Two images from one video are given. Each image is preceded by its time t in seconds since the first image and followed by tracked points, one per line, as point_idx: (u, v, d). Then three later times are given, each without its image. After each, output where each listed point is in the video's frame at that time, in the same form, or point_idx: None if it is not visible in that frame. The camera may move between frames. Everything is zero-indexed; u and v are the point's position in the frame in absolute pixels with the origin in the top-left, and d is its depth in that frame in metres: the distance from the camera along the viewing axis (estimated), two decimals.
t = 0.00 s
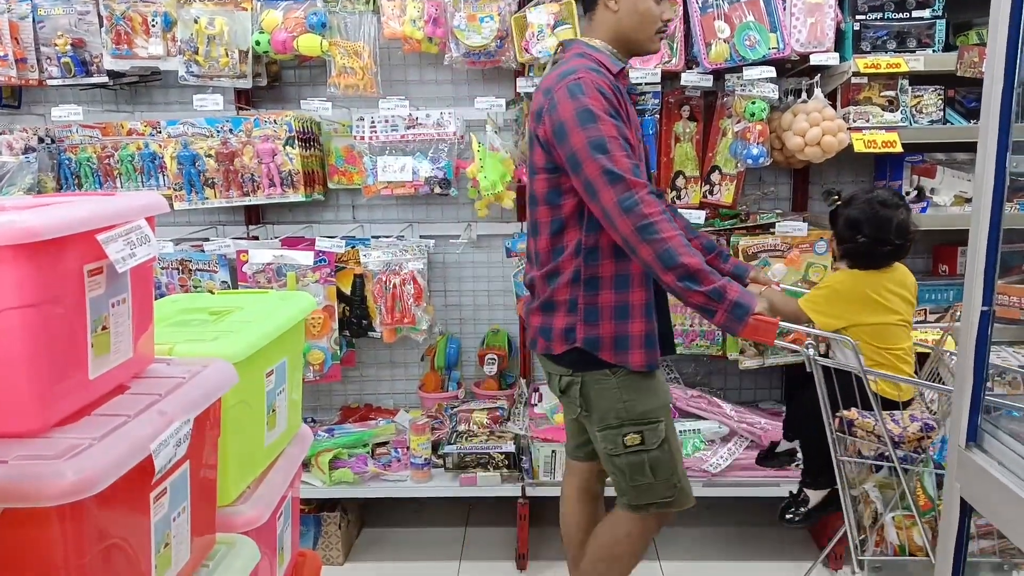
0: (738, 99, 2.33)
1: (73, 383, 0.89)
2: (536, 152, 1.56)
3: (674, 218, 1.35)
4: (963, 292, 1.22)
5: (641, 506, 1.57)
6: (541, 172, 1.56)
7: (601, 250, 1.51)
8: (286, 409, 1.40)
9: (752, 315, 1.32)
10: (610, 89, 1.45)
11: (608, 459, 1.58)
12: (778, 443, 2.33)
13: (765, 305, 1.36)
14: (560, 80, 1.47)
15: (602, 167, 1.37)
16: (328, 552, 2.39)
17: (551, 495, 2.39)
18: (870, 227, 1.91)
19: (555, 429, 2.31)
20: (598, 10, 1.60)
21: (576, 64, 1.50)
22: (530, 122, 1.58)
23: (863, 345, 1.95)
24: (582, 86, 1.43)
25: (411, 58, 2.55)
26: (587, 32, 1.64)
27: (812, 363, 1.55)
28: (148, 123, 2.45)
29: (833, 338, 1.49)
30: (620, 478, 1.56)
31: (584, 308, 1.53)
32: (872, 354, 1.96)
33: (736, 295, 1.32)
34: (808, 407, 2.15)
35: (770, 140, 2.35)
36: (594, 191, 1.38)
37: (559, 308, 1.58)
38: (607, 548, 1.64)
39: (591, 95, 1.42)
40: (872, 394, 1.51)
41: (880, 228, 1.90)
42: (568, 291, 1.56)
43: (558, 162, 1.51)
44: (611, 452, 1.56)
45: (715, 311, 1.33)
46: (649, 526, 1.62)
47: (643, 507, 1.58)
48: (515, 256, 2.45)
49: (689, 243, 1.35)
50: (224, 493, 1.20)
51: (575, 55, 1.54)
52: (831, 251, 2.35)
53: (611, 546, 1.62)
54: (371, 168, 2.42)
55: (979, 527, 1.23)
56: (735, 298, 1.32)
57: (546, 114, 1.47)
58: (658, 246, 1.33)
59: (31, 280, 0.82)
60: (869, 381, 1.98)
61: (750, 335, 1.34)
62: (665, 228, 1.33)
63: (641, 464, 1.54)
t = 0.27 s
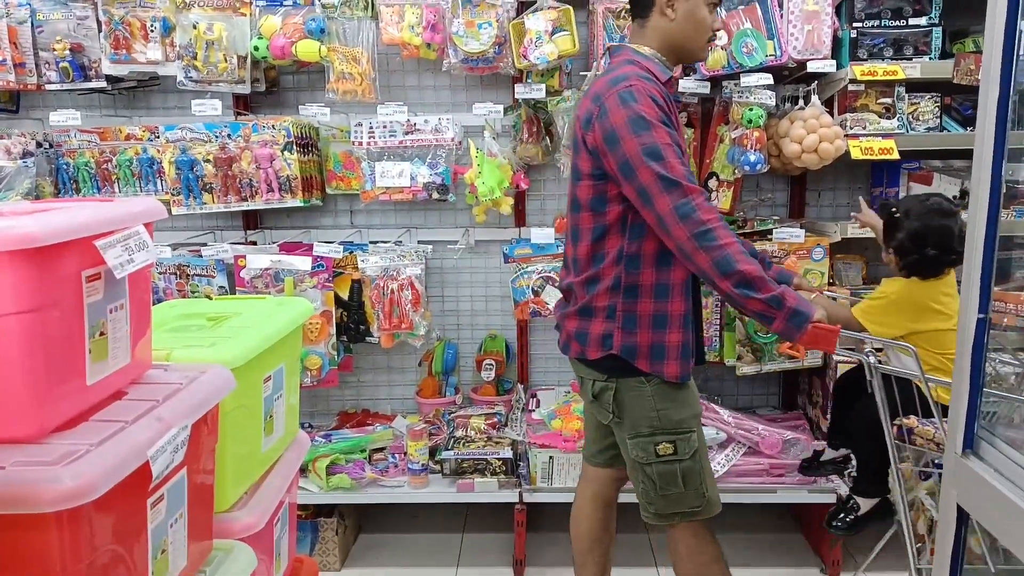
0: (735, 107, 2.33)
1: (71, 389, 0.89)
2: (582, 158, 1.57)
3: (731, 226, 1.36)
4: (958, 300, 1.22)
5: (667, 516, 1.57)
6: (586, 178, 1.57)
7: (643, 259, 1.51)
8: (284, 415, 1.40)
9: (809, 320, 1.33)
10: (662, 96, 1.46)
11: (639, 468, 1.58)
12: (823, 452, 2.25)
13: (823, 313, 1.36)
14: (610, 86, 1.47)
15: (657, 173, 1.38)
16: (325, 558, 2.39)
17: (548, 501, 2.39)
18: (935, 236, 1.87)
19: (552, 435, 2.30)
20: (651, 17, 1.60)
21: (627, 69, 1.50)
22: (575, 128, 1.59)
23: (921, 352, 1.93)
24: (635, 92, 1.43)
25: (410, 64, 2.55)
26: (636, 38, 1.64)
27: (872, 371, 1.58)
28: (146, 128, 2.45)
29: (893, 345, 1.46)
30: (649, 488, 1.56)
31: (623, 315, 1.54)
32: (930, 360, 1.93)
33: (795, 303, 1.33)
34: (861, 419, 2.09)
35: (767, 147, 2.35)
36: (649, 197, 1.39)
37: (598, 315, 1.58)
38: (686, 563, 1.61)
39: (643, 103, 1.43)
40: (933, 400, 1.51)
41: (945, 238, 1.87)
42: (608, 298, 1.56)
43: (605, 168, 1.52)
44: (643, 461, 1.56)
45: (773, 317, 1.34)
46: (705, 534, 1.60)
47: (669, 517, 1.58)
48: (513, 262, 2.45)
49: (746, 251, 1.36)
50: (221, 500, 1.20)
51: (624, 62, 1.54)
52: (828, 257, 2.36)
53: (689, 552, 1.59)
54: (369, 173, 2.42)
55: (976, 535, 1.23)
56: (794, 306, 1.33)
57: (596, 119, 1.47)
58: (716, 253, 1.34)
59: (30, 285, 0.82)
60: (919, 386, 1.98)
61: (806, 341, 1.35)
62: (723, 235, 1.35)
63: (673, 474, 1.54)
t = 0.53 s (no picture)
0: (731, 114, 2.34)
1: (67, 396, 0.89)
2: (642, 179, 1.57)
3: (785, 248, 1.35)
4: (954, 306, 1.22)
5: (722, 531, 1.58)
6: (647, 200, 1.57)
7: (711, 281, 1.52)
8: (280, 421, 1.40)
9: (870, 330, 1.34)
10: (721, 113, 1.43)
11: (702, 483, 1.57)
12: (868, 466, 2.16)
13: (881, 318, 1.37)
14: (668, 104, 1.46)
15: (708, 200, 1.37)
16: (320, 565, 2.38)
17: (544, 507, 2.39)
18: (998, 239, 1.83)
19: (548, 442, 2.30)
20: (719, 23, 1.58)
21: (685, 85, 1.48)
22: (636, 145, 1.58)
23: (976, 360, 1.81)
24: (690, 112, 1.42)
25: (406, 71, 2.56)
26: (694, 44, 1.63)
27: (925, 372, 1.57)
28: (143, 133, 2.44)
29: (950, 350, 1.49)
30: (711, 504, 1.56)
31: (695, 337, 1.54)
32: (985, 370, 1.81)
33: (853, 312, 1.34)
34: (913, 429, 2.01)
35: (763, 153, 2.36)
36: (700, 224, 1.39)
37: (667, 335, 1.58)
38: None
39: (700, 122, 1.42)
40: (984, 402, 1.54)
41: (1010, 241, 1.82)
42: (679, 320, 1.56)
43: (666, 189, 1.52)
44: (709, 476, 1.56)
45: (833, 333, 1.35)
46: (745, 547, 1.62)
47: (722, 533, 1.59)
48: (509, 268, 2.47)
49: (802, 270, 1.36)
50: (217, 505, 1.20)
51: (682, 76, 1.53)
52: (823, 264, 2.37)
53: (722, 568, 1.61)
54: (366, 179, 2.42)
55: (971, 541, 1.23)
56: (853, 315, 1.34)
57: (655, 141, 1.48)
58: (770, 278, 1.34)
59: (26, 291, 0.82)
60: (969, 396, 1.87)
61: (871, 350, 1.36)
62: (777, 259, 1.34)
63: (737, 490, 1.55)
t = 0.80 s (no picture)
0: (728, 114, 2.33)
1: (63, 397, 0.89)
2: (711, 180, 1.56)
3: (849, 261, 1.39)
4: (951, 305, 1.22)
5: (772, 533, 1.61)
6: (713, 202, 1.56)
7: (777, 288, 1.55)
8: (276, 421, 1.40)
9: (932, 333, 1.39)
10: (799, 118, 1.43)
11: (757, 484, 1.60)
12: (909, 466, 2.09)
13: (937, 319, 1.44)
14: (744, 106, 1.45)
15: (781, 212, 1.38)
16: (318, 565, 2.38)
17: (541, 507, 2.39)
18: None
19: (545, 442, 2.31)
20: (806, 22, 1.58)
21: (763, 84, 1.47)
22: (703, 142, 1.56)
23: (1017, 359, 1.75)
24: (769, 117, 1.42)
25: (404, 70, 2.55)
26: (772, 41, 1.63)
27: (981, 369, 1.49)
28: (139, 133, 2.44)
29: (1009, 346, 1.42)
30: (766, 506, 1.59)
31: (763, 343, 1.57)
32: None
33: (912, 314, 1.39)
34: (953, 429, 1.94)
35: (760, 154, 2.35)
36: (769, 236, 1.41)
37: (733, 340, 1.59)
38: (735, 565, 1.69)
39: (779, 127, 1.41)
40: None
41: None
42: (746, 325, 1.58)
43: (736, 190, 1.52)
44: (766, 478, 1.58)
45: (893, 336, 1.41)
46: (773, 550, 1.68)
47: (772, 535, 1.62)
48: (507, 268, 2.47)
49: (864, 281, 1.40)
50: (213, 506, 1.20)
51: (756, 74, 1.51)
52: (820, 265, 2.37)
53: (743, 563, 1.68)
54: (363, 179, 2.42)
55: (967, 540, 1.23)
56: (912, 318, 1.39)
57: (728, 144, 1.47)
58: (835, 292, 1.39)
59: (21, 292, 0.82)
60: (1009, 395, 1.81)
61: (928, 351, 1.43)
62: (843, 273, 1.38)
63: (793, 493, 1.58)
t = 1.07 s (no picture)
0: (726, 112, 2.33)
1: (62, 398, 0.89)
2: (759, 172, 1.54)
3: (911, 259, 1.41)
4: (948, 304, 1.22)
5: (792, 535, 1.63)
6: (759, 197, 1.55)
7: (822, 288, 1.54)
8: (275, 423, 1.40)
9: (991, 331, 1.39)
10: (860, 112, 1.44)
11: (780, 486, 1.62)
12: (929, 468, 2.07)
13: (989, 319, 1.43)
14: (803, 98, 1.45)
15: (847, 207, 1.40)
16: (318, 565, 2.38)
17: (540, 506, 2.39)
18: None
19: (545, 441, 2.31)
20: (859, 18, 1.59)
21: (821, 77, 1.47)
22: (751, 136, 1.56)
23: None
24: (832, 110, 1.42)
25: (400, 71, 2.56)
26: (834, 35, 1.62)
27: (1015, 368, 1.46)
28: (137, 134, 2.44)
29: None
30: (786, 507, 1.60)
31: (797, 346, 1.55)
32: None
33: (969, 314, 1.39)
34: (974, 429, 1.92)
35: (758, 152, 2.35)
36: (832, 232, 1.41)
37: (766, 342, 1.59)
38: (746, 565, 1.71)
39: (841, 119, 1.42)
40: None
41: None
42: (782, 328, 1.57)
43: (788, 185, 1.51)
44: (790, 480, 1.60)
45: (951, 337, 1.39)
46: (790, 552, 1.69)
47: (791, 537, 1.63)
48: (504, 267, 2.47)
49: (926, 280, 1.41)
50: (212, 507, 1.20)
51: (810, 67, 1.51)
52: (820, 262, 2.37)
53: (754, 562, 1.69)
54: (361, 180, 2.42)
55: (966, 537, 1.23)
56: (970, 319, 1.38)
57: (784, 135, 1.47)
58: (897, 290, 1.40)
59: (19, 293, 0.82)
60: None
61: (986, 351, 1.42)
62: (906, 271, 1.40)
63: (816, 498, 1.59)
